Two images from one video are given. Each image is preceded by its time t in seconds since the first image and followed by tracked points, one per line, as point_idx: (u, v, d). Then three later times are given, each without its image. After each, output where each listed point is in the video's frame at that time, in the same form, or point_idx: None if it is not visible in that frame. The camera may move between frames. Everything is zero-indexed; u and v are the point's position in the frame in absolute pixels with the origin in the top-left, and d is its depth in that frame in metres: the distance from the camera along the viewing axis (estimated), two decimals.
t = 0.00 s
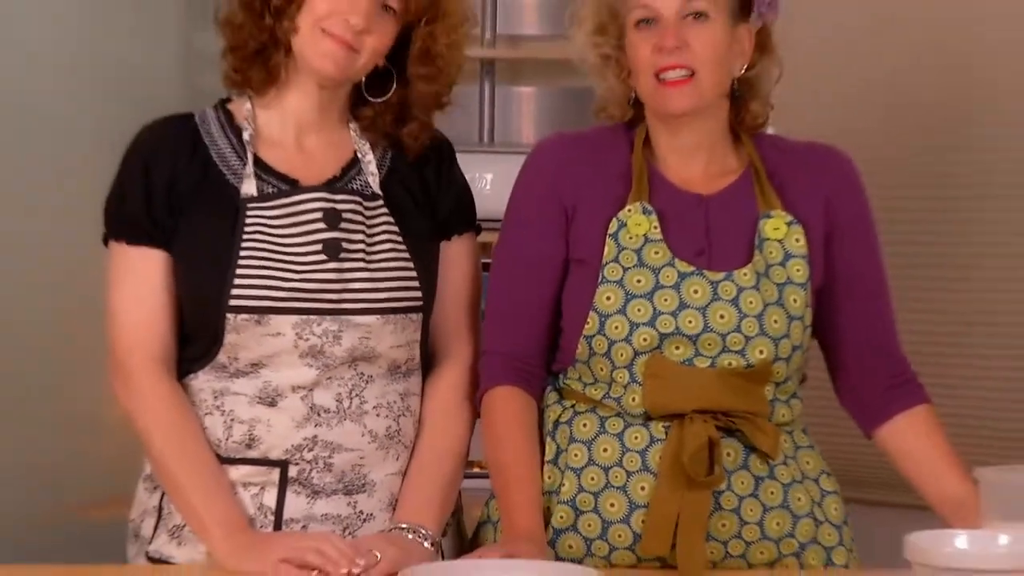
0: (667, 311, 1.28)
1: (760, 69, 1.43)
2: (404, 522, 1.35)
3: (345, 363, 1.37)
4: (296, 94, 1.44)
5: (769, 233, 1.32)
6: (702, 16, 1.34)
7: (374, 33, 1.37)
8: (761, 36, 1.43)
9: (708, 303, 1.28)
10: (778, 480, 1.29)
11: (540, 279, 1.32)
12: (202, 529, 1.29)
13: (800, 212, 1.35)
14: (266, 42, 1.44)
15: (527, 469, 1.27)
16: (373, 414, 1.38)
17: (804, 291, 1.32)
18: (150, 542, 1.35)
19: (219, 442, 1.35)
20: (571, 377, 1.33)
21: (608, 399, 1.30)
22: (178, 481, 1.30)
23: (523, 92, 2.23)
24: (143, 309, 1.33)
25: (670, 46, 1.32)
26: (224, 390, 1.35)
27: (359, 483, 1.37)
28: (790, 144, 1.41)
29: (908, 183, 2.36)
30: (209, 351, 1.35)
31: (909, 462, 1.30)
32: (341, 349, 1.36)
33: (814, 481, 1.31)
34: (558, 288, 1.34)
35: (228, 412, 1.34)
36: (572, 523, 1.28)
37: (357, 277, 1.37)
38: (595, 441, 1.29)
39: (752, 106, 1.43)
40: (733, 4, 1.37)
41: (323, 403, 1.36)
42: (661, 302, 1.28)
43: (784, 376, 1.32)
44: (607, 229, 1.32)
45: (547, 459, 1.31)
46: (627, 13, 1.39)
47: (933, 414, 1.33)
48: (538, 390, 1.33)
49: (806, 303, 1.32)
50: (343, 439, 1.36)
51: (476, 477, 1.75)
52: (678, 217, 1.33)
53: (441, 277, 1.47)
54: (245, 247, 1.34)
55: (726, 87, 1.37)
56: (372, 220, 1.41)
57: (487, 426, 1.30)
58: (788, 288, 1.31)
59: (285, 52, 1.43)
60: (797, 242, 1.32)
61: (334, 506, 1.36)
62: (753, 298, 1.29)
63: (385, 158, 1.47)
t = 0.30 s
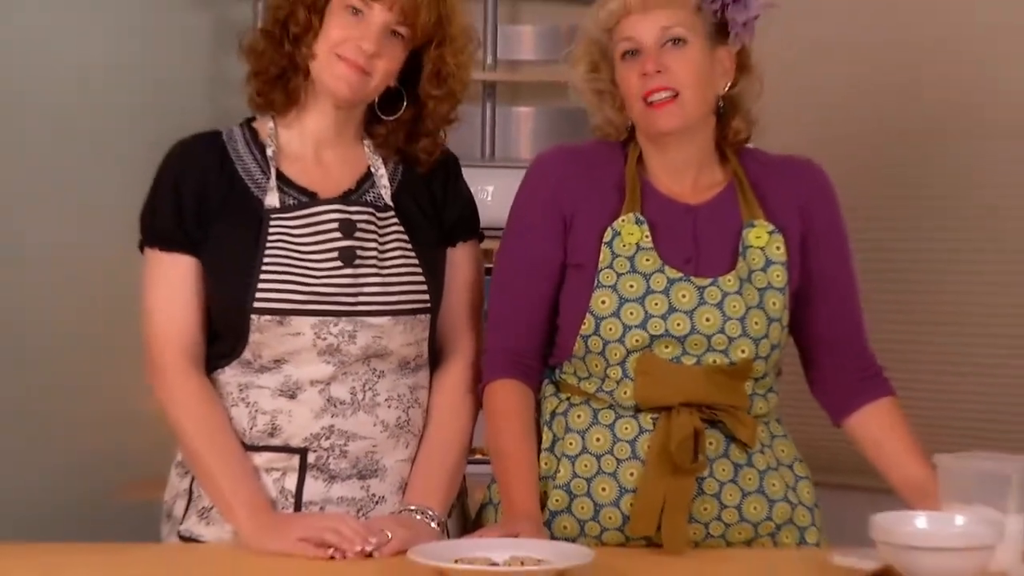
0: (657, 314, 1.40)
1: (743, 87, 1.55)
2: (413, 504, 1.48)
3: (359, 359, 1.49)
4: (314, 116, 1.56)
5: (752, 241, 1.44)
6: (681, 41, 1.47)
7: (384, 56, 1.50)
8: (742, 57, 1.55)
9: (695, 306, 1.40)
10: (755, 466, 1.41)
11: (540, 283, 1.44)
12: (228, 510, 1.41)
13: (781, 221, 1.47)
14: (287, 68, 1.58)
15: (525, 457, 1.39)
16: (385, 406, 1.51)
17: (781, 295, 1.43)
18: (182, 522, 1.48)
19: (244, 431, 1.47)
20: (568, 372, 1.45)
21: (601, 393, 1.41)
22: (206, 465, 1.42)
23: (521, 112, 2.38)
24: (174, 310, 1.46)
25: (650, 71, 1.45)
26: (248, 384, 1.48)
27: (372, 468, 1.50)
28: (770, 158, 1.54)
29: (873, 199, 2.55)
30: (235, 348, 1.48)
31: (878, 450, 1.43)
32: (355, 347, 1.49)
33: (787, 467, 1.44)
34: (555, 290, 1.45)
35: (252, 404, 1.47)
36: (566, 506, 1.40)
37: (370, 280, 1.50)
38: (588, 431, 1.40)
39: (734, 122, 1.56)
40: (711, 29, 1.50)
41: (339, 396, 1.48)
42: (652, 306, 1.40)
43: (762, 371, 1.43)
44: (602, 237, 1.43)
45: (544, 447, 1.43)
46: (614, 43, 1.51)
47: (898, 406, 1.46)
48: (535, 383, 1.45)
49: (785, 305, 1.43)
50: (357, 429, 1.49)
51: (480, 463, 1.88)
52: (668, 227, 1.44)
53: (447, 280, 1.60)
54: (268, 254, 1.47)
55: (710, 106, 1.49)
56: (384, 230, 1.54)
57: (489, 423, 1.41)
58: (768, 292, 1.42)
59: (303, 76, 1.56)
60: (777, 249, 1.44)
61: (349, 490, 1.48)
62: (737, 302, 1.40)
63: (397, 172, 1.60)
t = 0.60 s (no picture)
0: (642, 314, 1.52)
1: (721, 124, 1.68)
2: (421, 489, 1.61)
3: (372, 356, 1.62)
4: (330, 134, 1.69)
5: (728, 248, 1.57)
6: (674, 67, 1.60)
7: (393, 78, 1.64)
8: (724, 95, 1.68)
9: (677, 306, 1.53)
10: (733, 454, 1.55)
11: (535, 287, 1.56)
12: (252, 494, 1.54)
13: (754, 232, 1.61)
14: (304, 91, 1.70)
15: (523, 449, 1.51)
16: (395, 398, 1.64)
17: (755, 297, 1.57)
18: (209, 505, 1.61)
19: (266, 422, 1.60)
20: (561, 368, 1.57)
21: (591, 386, 1.54)
22: (232, 454, 1.55)
23: (519, 131, 2.50)
24: (202, 310, 1.58)
25: (639, 86, 1.58)
26: (270, 378, 1.61)
27: (383, 456, 1.63)
28: (745, 173, 1.68)
29: (859, 207, 2.60)
30: (258, 345, 1.61)
31: (847, 438, 1.57)
32: (369, 344, 1.61)
33: (762, 455, 1.58)
34: (548, 293, 1.58)
35: (274, 397, 1.60)
36: (561, 491, 1.52)
37: (382, 283, 1.63)
38: (580, 422, 1.53)
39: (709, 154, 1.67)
40: (705, 64, 1.62)
41: (353, 390, 1.61)
42: (638, 307, 1.52)
43: (739, 366, 1.57)
44: (591, 245, 1.56)
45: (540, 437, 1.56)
46: (614, 53, 1.63)
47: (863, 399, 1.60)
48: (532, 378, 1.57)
49: (757, 306, 1.58)
50: (370, 421, 1.62)
51: (483, 452, 2.01)
52: (651, 235, 1.57)
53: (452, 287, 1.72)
54: (289, 259, 1.60)
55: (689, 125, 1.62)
56: (395, 237, 1.66)
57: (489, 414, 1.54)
58: (743, 294, 1.56)
59: (320, 99, 1.69)
60: (751, 255, 1.58)
61: (362, 476, 1.61)
62: (715, 303, 1.54)
63: (406, 184, 1.73)
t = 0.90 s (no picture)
0: (635, 315, 1.64)
1: (704, 136, 1.79)
2: (429, 480, 1.73)
3: (382, 354, 1.74)
4: (342, 149, 1.81)
5: (714, 256, 1.69)
6: (651, 94, 1.71)
7: (400, 96, 1.76)
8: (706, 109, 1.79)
9: (667, 310, 1.65)
10: (715, 444, 1.68)
11: (535, 291, 1.67)
12: (270, 483, 1.66)
13: (738, 240, 1.72)
14: (318, 110, 1.81)
15: (523, 443, 1.62)
16: (403, 394, 1.76)
17: (739, 301, 1.69)
18: (230, 494, 1.74)
19: (283, 416, 1.72)
20: (557, 365, 1.69)
21: (586, 382, 1.66)
22: (251, 446, 1.68)
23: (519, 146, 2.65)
24: (223, 312, 1.70)
25: (617, 117, 1.70)
26: (288, 375, 1.73)
27: (392, 448, 1.75)
28: (730, 185, 1.79)
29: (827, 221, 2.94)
30: (276, 345, 1.73)
31: (822, 432, 1.69)
32: (379, 344, 1.73)
33: (742, 446, 1.71)
34: (546, 296, 1.69)
35: (291, 393, 1.72)
36: (556, 480, 1.65)
37: (391, 287, 1.75)
38: (575, 415, 1.65)
39: (694, 167, 1.78)
40: (681, 83, 1.73)
41: (364, 386, 1.74)
42: (631, 310, 1.64)
43: (723, 365, 1.69)
44: (587, 252, 1.67)
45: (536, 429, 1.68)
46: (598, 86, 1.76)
47: (836, 394, 1.72)
48: (530, 375, 1.68)
49: (740, 309, 1.69)
50: (380, 415, 1.74)
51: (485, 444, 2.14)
52: (644, 244, 1.69)
53: (457, 290, 1.84)
54: (305, 265, 1.72)
55: (674, 143, 1.74)
56: (404, 245, 1.78)
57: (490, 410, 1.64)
58: (728, 298, 1.68)
59: (333, 118, 1.81)
60: (735, 263, 1.69)
61: (373, 467, 1.73)
62: (702, 307, 1.66)
63: (414, 195, 1.84)
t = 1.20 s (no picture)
0: (633, 319, 1.67)
1: (689, 147, 1.78)
2: (430, 480, 1.75)
3: (385, 356, 1.77)
4: (346, 155, 1.84)
5: (712, 261, 1.72)
6: (626, 104, 1.77)
7: (404, 102, 1.79)
8: (694, 123, 1.81)
9: (665, 313, 1.68)
10: (711, 445, 1.71)
11: (535, 293, 1.70)
12: (274, 483, 1.69)
13: (735, 245, 1.75)
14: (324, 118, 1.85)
15: (522, 444, 1.65)
16: (405, 396, 1.79)
17: (735, 305, 1.72)
18: (235, 493, 1.77)
19: (287, 417, 1.75)
20: (554, 367, 1.72)
21: (584, 383, 1.69)
22: (255, 446, 1.70)
23: (518, 153, 2.72)
24: (228, 313, 1.73)
25: (591, 124, 1.78)
26: (291, 377, 1.76)
27: (395, 449, 1.78)
28: (725, 193, 1.83)
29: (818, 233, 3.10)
30: (280, 347, 1.75)
31: (825, 434, 1.71)
32: (382, 347, 1.76)
33: (735, 447, 1.74)
34: (545, 299, 1.71)
35: (295, 395, 1.75)
36: (555, 481, 1.68)
37: (394, 290, 1.78)
38: (573, 417, 1.68)
39: (673, 178, 1.77)
40: (656, 94, 1.77)
41: (367, 388, 1.77)
42: (630, 313, 1.68)
43: (717, 368, 1.72)
44: (586, 256, 1.70)
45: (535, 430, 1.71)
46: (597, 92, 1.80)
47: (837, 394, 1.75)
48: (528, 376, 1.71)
49: (737, 314, 1.73)
50: (383, 416, 1.77)
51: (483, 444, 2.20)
52: (642, 248, 1.72)
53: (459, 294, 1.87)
54: (309, 269, 1.74)
55: (653, 154, 1.77)
56: (407, 250, 1.81)
57: (490, 411, 1.67)
58: (725, 303, 1.71)
59: (337, 124, 1.84)
60: (733, 268, 1.72)
61: (375, 467, 1.77)
62: (700, 310, 1.69)
63: (418, 200, 1.87)
